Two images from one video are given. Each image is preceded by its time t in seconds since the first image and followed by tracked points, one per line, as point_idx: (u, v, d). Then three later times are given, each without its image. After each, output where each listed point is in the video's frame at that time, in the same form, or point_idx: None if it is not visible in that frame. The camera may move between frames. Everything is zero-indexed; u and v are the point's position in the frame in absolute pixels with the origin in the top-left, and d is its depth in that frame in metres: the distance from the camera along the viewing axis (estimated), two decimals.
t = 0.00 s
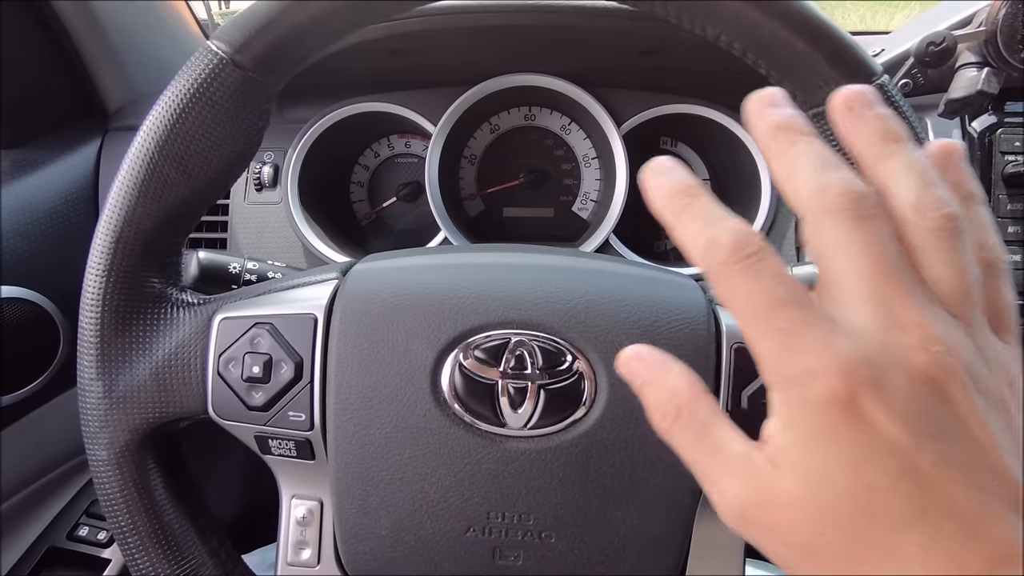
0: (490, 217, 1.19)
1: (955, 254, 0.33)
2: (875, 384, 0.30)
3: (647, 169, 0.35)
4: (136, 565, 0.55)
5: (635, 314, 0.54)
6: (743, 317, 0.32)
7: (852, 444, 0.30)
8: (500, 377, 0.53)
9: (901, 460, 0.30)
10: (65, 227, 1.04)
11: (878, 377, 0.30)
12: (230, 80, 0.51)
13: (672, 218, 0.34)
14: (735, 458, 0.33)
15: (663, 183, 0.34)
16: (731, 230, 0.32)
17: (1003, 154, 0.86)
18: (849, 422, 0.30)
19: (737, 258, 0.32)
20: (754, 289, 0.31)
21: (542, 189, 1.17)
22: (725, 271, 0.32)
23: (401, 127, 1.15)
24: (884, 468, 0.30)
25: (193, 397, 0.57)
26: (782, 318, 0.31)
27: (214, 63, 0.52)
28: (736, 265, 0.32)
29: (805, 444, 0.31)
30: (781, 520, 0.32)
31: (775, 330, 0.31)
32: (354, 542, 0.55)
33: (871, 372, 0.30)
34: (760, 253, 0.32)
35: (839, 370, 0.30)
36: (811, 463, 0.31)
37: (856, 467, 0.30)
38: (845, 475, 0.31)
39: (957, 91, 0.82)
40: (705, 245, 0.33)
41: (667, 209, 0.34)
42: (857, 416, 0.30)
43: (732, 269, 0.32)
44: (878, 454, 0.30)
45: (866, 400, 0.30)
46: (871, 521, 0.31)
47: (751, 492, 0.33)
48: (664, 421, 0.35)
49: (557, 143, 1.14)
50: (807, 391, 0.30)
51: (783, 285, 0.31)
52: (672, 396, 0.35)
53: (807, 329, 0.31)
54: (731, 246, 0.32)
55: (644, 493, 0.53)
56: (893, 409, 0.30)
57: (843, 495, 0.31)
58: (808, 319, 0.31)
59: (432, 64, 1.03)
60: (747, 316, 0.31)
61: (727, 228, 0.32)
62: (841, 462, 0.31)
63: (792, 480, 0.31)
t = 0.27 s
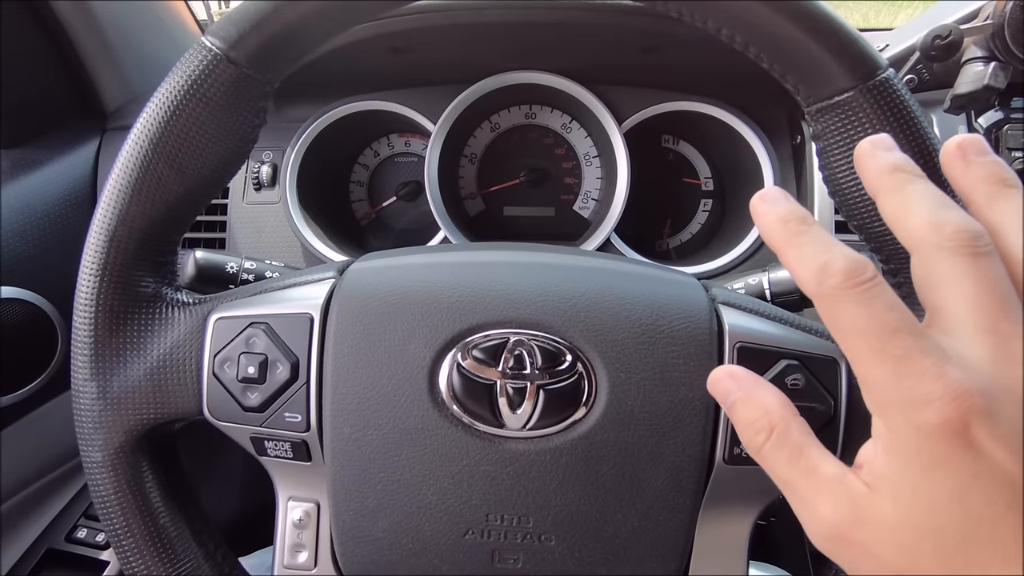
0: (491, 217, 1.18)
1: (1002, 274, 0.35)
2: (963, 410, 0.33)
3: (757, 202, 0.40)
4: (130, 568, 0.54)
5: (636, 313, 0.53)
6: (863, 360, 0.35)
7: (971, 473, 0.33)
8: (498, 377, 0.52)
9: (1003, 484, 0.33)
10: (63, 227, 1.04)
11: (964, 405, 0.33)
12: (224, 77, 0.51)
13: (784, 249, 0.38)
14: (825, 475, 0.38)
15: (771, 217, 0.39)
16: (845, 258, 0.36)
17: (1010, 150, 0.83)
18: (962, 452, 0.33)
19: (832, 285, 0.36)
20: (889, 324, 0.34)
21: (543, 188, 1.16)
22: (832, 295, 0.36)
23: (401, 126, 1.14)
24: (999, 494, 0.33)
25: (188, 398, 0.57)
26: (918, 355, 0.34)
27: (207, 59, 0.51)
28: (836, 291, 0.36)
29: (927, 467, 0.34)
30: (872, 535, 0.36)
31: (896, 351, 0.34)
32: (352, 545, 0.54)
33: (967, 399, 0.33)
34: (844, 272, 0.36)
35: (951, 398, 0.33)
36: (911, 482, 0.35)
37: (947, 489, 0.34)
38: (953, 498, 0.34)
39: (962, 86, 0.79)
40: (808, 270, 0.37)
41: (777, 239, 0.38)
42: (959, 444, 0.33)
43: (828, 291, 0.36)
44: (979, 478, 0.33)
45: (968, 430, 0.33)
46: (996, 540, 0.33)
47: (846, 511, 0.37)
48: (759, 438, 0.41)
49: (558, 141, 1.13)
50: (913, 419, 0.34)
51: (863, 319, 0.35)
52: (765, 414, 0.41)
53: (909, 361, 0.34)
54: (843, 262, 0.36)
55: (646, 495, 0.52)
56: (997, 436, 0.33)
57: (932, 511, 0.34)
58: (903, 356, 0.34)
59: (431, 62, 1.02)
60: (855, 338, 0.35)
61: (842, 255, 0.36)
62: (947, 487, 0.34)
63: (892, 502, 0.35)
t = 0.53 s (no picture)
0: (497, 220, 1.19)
1: (936, 281, 0.35)
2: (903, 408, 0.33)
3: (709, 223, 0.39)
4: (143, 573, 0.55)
5: (645, 319, 0.53)
6: (821, 384, 0.34)
7: (921, 480, 0.32)
8: (508, 383, 0.52)
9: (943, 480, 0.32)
10: (73, 232, 1.05)
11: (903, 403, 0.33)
12: (235, 85, 0.51)
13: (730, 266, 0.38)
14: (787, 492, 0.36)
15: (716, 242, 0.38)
16: (791, 273, 0.36)
17: (1018, 155, 0.79)
18: (903, 451, 0.33)
19: (785, 305, 0.35)
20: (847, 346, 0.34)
21: (549, 192, 1.16)
22: (783, 316, 0.35)
23: (407, 131, 1.14)
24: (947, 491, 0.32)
25: (200, 404, 0.57)
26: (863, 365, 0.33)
27: (219, 68, 0.51)
28: (784, 310, 0.35)
29: (872, 467, 0.33)
30: (834, 552, 0.35)
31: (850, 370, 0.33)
32: (362, 550, 0.55)
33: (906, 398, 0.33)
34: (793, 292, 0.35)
35: (898, 405, 0.32)
36: (876, 503, 0.33)
37: (892, 485, 0.33)
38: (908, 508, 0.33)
39: (970, 92, 0.77)
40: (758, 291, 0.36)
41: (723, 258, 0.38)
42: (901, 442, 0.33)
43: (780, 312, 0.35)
44: (922, 477, 0.32)
45: (908, 429, 0.32)
46: (948, 545, 0.32)
47: (808, 521, 0.36)
48: (720, 449, 0.39)
49: (564, 145, 1.14)
50: (865, 428, 0.33)
51: (817, 336, 0.34)
52: (726, 425, 0.39)
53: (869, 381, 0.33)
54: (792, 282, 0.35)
55: (655, 501, 0.52)
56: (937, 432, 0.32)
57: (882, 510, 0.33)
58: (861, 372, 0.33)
59: (438, 67, 1.02)
60: (807, 361, 0.34)
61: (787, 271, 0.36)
62: (901, 498, 0.33)
63: (853, 523, 0.34)
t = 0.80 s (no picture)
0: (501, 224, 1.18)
1: (674, 165, 0.43)
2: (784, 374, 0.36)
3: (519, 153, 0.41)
4: None
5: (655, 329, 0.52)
6: (624, 271, 0.38)
7: (692, 317, 0.36)
8: (513, 394, 0.51)
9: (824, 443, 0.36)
10: (74, 236, 1.04)
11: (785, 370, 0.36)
12: (234, 88, 0.50)
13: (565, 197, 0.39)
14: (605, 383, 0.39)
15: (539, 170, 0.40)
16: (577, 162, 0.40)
17: None
18: (787, 408, 0.36)
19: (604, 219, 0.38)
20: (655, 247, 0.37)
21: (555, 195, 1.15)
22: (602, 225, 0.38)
23: (412, 132, 1.13)
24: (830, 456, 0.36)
25: (199, 413, 0.56)
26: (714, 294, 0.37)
27: (219, 70, 0.50)
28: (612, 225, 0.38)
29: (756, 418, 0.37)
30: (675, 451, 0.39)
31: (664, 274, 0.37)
32: (364, 564, 0.53)
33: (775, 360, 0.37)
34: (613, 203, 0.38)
35: (664, 253, 0.37)
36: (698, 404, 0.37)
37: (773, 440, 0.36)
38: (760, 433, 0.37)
39: (991, 92, 0.72)
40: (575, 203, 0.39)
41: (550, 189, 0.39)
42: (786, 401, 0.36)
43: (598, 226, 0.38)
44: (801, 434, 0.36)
45: (798, 393, 0.36)
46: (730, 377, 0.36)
47: (620, 381, 0.39)
48: (545, 335, 0.42)
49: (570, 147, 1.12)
50: (642, 279, 0.37)
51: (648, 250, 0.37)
52: (548, 312, 0.42)
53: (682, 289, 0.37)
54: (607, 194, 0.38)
55: (665, 515, 0.50)
56: (824, 403, 0.36)
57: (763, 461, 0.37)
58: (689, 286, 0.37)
59: (443, 68, 1.01)
60: (622, 270, 0.38)
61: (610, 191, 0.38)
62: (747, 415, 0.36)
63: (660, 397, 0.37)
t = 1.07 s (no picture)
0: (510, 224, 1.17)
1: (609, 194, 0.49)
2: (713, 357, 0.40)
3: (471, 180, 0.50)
4: None
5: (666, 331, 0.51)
6: (554, 265, 0.45)
7: (604, 295, 0.42)
8: (522, 396, 0.51)
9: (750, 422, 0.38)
10: (83, 235, 1.04)
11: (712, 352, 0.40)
12: (245, 87, 0.50)
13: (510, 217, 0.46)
14: (538, 355, 0.43)
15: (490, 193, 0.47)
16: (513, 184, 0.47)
17: None
18: (717, 385, 0.39)
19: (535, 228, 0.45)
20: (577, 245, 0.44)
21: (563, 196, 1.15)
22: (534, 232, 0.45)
23: (420, 133, 1.13)
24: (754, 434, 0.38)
25: (207, 413, 0.56)
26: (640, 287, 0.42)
27: (229, 70, 0.50)
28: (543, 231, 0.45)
29: (690, 394, 0.39)
30: (616, 424, 0.42)
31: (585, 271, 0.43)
32: (371, 565, 0.53)
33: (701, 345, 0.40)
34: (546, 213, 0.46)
35: (579, 246, 0.44)
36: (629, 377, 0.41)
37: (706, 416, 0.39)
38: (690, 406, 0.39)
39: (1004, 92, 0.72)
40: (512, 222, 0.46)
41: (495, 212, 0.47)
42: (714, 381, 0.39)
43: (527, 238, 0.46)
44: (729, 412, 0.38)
45: (728, 372, 0.39)
46: (643, 347, 0.41)
47: (550, 354, 0.43)
48: (485, 316, 0.46)
49: (578, 147, 1.12)
50: (560, 265, 0.44)
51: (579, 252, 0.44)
52: (490, 293, 0.46)
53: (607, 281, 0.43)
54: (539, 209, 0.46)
55: (675, 519, 0.50)
56: (755, 386, 0.39)
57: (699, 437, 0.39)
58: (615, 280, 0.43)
59: (451, 68, 1.01)
60: (553, 265, 0.44)
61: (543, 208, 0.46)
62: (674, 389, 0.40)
63: (585, 366, 0.42)
